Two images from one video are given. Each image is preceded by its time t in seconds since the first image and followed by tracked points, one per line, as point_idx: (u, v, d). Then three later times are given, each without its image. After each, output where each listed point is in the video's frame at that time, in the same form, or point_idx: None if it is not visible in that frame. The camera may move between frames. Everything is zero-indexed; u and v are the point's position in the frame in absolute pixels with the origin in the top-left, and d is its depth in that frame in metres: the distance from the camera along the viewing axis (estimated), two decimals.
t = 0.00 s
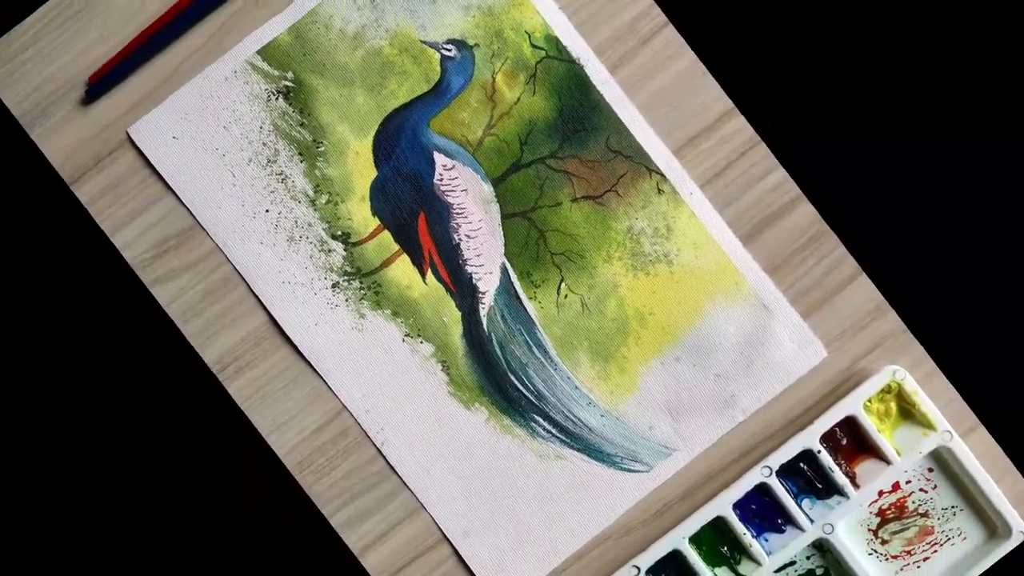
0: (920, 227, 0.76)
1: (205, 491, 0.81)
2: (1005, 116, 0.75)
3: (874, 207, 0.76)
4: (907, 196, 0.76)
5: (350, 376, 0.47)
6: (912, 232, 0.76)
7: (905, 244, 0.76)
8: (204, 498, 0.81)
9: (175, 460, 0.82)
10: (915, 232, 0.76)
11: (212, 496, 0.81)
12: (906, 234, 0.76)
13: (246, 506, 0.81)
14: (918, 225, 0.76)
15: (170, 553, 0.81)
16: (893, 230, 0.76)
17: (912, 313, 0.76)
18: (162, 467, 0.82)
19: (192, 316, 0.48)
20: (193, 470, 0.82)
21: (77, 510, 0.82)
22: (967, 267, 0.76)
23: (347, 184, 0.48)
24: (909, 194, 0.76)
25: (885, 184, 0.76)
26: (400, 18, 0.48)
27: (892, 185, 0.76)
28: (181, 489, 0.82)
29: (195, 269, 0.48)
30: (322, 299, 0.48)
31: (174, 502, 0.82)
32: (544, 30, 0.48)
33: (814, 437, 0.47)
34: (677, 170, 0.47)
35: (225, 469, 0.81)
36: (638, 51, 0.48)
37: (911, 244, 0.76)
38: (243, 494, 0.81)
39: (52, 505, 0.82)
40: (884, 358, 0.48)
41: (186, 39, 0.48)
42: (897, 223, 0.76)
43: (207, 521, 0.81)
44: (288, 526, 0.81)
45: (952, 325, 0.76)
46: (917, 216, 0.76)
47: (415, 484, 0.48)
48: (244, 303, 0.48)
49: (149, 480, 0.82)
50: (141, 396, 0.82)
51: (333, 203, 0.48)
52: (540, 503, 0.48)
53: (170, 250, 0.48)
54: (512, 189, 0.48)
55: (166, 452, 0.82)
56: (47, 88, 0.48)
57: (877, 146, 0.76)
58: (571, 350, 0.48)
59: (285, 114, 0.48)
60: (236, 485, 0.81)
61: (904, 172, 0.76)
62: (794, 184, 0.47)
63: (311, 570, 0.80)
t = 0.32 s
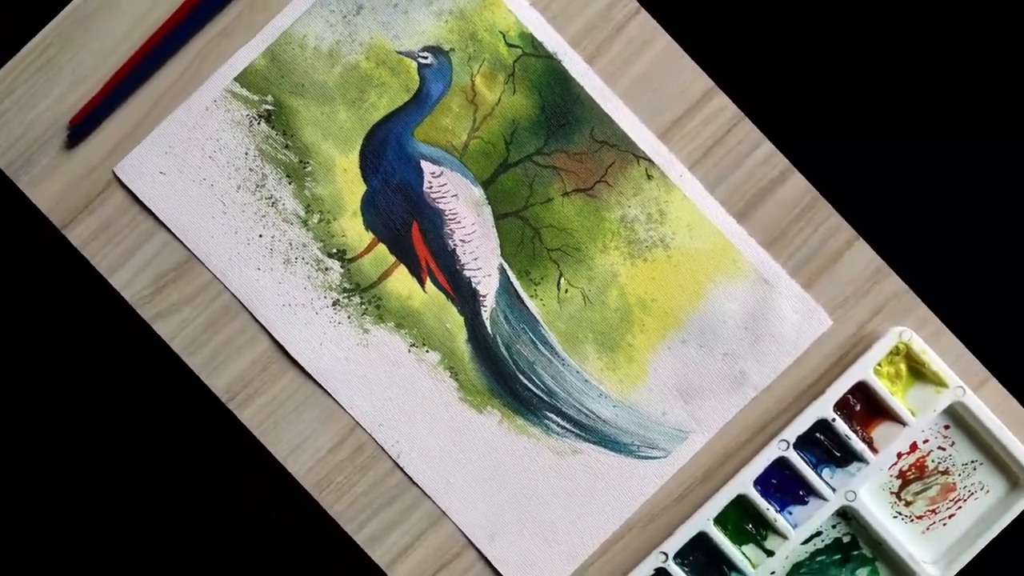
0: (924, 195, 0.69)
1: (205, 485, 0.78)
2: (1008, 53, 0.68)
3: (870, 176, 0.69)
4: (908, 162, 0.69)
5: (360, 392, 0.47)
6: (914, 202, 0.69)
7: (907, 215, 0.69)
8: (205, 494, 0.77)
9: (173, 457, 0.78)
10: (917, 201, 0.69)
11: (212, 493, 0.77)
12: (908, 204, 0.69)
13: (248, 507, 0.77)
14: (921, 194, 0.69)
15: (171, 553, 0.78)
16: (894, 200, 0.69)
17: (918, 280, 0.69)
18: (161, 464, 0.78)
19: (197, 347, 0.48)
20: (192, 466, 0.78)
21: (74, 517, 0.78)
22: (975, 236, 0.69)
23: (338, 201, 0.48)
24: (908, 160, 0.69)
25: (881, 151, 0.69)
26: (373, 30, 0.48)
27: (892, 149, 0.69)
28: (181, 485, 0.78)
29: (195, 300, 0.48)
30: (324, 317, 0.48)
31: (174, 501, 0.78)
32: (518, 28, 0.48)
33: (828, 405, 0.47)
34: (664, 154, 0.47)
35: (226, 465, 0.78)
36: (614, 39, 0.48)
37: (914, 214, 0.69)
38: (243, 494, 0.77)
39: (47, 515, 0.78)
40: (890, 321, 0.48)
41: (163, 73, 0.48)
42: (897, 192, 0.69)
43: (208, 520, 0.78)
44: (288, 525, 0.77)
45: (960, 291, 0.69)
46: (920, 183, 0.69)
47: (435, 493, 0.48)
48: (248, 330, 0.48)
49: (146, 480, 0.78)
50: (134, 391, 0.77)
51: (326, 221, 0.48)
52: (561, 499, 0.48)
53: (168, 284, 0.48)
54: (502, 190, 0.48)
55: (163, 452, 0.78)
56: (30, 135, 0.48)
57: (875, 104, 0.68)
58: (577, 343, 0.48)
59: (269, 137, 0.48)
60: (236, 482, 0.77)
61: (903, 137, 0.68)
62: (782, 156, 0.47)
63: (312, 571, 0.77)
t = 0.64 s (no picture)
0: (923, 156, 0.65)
1: (204, 481, 0.71)
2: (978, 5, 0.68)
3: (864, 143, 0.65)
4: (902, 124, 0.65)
5: (371, 407, 0.47)
6: (911, 166, 0.65)
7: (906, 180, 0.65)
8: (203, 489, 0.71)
9: (167, 459, 0.71)
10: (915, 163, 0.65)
11: (211, 490, 0.71)
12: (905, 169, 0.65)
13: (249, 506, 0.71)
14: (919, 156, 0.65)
15: (171, 560, 0.71)
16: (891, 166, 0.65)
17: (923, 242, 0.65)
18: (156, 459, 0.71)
19: (204, 378, 0.47)
20: (189, 465, 0.71)
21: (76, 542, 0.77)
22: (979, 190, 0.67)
23: (330, 219, 0.48)
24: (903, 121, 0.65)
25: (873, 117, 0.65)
26: (348, 45, 0.48)
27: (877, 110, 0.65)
28: (178, 480, 0.71)
29: (198, 332, 0.48)
30: (328, 336, 0.47)
31: (171, 504, 0.71)
32: (492, 29, 0.48)
33: (838, 373, 0.47)
34: (649, 138, 0.48)
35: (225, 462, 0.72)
36: (588, 30, 0.48)
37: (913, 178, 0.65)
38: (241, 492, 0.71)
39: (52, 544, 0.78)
40: (891, 283, 0.48)
41: (144, 108, 0.48)
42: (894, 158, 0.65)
43: (208, 520, 0.72)
44: (288, 526, 0.71)
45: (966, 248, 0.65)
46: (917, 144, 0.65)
47: (456, 500, 0.47)
48: (254, 356, 0.48)
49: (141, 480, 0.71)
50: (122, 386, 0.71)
51: (320, 240, 0.48)
52: (582, 492, 0.48)
53: (170, 319, 0.48)
54: (493, 191, 0.48)
55: (150, 479, 0.71)
56: (18, 184, 0.48)
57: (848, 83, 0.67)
58: (582, 336, 0.48)
59: (255, 162, 0.48)
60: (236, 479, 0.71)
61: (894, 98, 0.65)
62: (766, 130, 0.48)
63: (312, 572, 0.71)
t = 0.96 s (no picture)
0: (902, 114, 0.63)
1: (203, 482, 0.68)
2: None
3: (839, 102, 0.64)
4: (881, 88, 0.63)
5: (384, 420, 0.47)
6: (891, 124, 0.64)
7: (887, 138, 0.64)
8: (202, 490, 0.68)
9: (168, 464, 0.68)
10: (894, 121, 0.64)
11: (211, 491, 0.68)
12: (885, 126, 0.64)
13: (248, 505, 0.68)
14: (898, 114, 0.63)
15: None
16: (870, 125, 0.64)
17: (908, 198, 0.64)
18: (155, 463, 0.68)
19: (215, 409, 0.47)
20: (189, 469, 0.68)
21: None
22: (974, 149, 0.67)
23: (324, 237, 0.48)
24: (879, 81, 0.63)
25: (848, 79, 0.63)
26: (324, 62, 0.48)
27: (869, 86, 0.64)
28: (178, 483, 0.68)
29: (204, 363, 0.47)
30: (334, 354, 0.47)
31: (172, 521, 0.68)
32: (466, 32, 0.48)
33: (845, 339, 0.47)
34: (633, 125, 0.48)
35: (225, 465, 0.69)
36: (562, 24, 0.48)
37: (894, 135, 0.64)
38: (242, 492, 0.68)
39: None
40: (889, 245, 0.48)
41: (128, 146, 0.48)
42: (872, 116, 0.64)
43: (207, 526, 0.68)
44: (288, 526, 0.68)
45: (953, 202, 0.64)
46: (896, 99, 0.63)
47: (478, 504, 0.47)
48: (263, 382, 0.47)
49: (140, 486, 0.68)
50: (117, 390, 0.68)
51: (316, 260, 0.48)
52: (603, 484, 0.48)
53: (175, 353, 0.47)
54: (483, 194, 0.48)
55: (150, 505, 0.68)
56: (11, 234, 0.48)
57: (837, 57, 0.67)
58: (586, 329, 0.48)
59: (243, 188, 0.48)
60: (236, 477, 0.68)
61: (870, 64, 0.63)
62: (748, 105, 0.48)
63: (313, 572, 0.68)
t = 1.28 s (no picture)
0: (886, 79, 0.64)
1: (203, 497, 0.68)
2: None
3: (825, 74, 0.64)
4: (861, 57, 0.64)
5: (398, 432, 0.47)
6: (877, 90, 0.64)
7: (877, 104, 0.64)
8: (201, 498, 0.68)
9: (167, 482, 0.68)
10: (880, 86, 0.64)
11: (211, 502, 0.68)
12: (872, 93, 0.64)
13: (249, 505, 0.68)
14: (882, 80, 0.64)
15: None
16: (858, 93, 0.64)
17: (907, 162, 0.64)
18: (155, 481, 0.68)
19: (229, 437, 0.47)
20: (188, 485, 0.68)
21: None
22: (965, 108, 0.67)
23: (320, 256, 0.48)
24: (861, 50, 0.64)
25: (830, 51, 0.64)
26: (302, 82, 0.48)
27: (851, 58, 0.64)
28: (178, 497, 0.68)
29: (214, 393, 0.47)
30: (342, 371, 0.47)
31: (174, 538, 0.68)
32: (440, 38, 0.48)
33: (849, 305, 0.47)
34: (616, 114, 0.48)
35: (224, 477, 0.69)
36: (537, 21, 0.48)
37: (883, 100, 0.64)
38: (254, 526, 0.68)
39: None
40: (883, 207, 0.48)
41: (116, 185, 0.48)
42: (858, 85, 0.64)
43: (208, 540, 0.68)
44: (288, 526, 0.68)
45: (949, 163, 0.64)
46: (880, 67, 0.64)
47: (500, 506, 0.47)
48: (274, 406, 0.47)
49: (135, 499, 0.68)
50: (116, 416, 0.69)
51: (314, 279, 0.48)
52: (622, 473, 0.48)
53: (183, 386, 0.47)
54: (474, 197, 0.48)
55: (153, 522, 0.68)
56: (6, 285, 0.47)
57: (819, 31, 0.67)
58: (590, 322, 0.48)
59: (235, 215, 0.48)
60: (236, 482, 0.68)
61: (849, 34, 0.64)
62: (729, 83, 0.48)
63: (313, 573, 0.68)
